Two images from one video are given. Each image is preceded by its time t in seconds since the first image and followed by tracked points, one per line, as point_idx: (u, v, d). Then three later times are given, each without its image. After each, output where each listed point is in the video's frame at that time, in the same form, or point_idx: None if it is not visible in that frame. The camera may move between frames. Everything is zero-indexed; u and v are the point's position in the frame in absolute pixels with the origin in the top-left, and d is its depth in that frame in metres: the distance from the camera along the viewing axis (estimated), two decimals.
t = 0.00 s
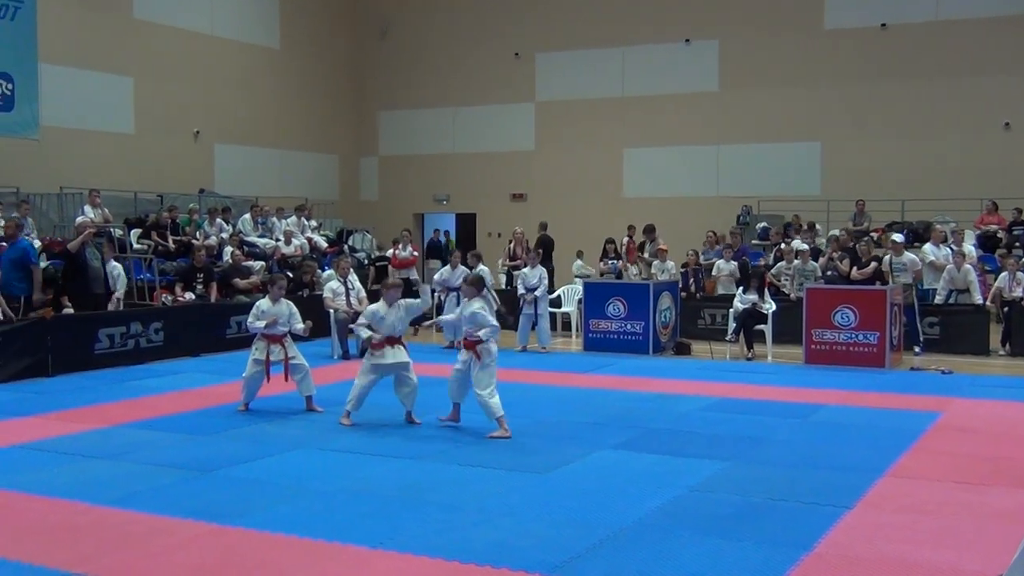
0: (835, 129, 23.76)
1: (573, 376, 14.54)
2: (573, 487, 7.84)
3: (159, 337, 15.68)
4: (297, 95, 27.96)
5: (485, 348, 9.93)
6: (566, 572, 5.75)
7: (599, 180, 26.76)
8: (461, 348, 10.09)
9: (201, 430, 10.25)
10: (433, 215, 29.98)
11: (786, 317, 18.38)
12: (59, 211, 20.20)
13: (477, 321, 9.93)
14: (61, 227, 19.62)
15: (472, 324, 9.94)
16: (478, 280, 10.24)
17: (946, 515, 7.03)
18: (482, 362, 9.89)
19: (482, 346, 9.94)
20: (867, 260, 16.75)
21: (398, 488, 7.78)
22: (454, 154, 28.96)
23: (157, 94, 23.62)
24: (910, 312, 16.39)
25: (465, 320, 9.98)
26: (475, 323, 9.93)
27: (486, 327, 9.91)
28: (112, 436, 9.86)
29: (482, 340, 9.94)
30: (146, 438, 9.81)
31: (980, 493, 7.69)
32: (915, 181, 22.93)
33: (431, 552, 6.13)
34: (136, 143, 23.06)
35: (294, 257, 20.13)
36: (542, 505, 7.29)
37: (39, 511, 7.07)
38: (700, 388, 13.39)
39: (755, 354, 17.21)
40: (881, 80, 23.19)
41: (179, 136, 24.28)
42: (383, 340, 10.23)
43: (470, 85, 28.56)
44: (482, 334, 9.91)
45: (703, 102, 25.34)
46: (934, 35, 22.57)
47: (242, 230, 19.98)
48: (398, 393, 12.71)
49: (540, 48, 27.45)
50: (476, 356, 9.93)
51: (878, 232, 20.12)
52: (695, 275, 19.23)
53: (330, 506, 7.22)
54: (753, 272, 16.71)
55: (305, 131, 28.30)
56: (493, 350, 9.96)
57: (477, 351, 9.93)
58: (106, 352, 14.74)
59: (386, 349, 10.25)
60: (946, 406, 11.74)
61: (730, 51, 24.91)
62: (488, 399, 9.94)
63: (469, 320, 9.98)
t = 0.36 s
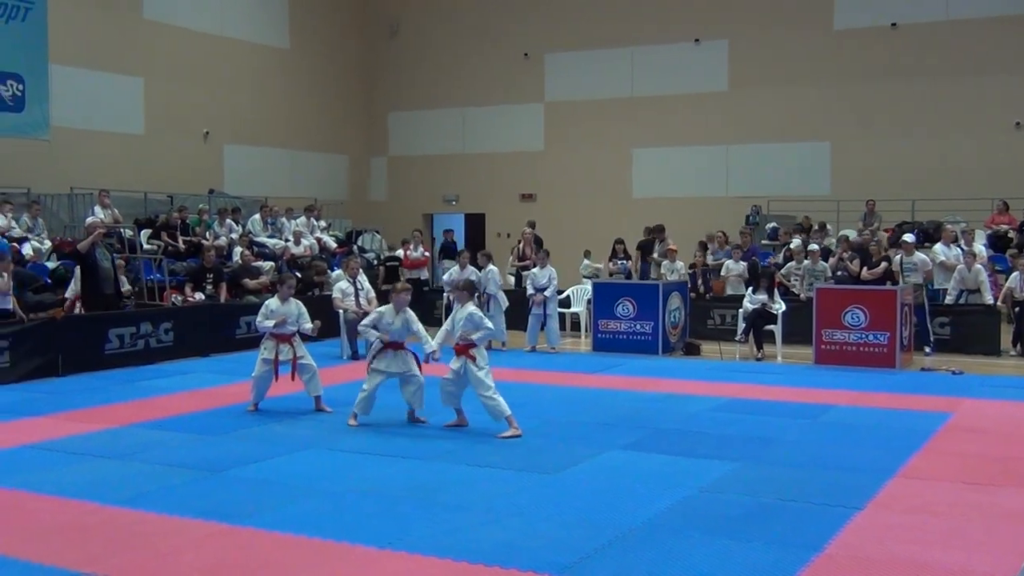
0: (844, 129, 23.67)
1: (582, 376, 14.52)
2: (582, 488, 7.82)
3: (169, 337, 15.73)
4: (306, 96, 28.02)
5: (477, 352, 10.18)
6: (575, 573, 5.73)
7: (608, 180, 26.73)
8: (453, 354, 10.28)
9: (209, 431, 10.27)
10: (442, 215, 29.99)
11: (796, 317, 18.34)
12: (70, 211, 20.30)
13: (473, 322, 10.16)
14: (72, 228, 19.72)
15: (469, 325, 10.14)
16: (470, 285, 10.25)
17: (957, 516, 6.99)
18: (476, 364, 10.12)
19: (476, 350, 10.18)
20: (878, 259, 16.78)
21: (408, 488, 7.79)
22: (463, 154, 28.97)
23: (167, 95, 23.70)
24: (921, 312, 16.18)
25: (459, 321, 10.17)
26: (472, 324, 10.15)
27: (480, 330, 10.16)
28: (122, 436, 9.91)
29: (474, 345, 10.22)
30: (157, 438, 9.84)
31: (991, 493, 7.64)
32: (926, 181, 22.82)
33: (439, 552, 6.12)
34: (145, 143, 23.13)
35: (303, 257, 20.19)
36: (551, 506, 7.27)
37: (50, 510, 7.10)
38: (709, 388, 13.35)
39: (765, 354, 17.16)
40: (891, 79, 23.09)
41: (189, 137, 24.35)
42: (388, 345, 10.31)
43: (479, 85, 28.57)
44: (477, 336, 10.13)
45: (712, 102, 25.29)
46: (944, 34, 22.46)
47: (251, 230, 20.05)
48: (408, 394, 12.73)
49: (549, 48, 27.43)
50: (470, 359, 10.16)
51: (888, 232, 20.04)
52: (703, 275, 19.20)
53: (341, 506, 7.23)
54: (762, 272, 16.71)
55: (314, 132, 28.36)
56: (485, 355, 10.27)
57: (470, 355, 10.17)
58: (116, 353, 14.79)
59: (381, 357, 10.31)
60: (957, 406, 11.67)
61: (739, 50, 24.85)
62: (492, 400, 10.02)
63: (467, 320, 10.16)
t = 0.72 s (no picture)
0: (864, 130, 23.50)
1: (600, 378, 14.47)
2: (600, 490, 7.78)
3: (187, 338, 15.81)
4: (323, 98, 28.11)
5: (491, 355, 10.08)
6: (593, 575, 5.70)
7: (625, 181, 26.66)
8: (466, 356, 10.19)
9: (227, 432, 10.29)
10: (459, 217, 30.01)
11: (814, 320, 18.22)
12: (89, 213, 20.44)
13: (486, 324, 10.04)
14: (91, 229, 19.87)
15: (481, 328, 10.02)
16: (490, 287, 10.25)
17: (978, 520, 6.91)
18: (490, 367, 10.03)
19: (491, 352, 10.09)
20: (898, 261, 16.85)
21: (426, 489, 7.78)
22: (480, 156, 28.98)
23: (186, 98, 23.84)
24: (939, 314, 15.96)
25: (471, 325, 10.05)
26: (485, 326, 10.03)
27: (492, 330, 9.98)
28: (140, 436, 9.96)
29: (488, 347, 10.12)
30: (176, 439, 9.89)
31: (1014, 498, 7.54)
32: (946, 182, 22.62)
33: (457, 553, 6.11)
34: (164, 145, 23.28)
35: (321, 258, 20.26)
36: (569, 508, 7.24)
37: (70, 510, 7.14)
38: (727, 391, 13.28)
39: (783, 356, 17.06)
40: (911, 79, 22.91)
41: (207, 139, 24.48)
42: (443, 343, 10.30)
43: (496, 87, 28.57)
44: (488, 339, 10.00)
45: (730, 104, 25.18)
46: (965, 34, 22.27)
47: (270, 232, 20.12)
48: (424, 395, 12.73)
49: (566, 49, 27.39)
50: (483, 362, 10.06)
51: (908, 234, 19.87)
52: (720, 277, 19.08)
53: (359, 507, 7.23)
54: (780, 274, 16.65)
55: (332, 134, 28.45)
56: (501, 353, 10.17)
57: (483, 357, 10.08)
58: (135, 354, 14.87)
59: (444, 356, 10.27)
60: (978, 410, 11.55)
61: (757, 52, 24.72)
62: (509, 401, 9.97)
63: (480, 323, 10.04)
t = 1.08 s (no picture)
0: (889, 134, 23.29)
1: (622, 383, 14.42)
2: (623, 495, 7.75)
3: (211, 342, 15.94)
4: (347, 103, 28.27)
5: (524, 356, 10.02)
6: None
7: (648, 185, 26.58)
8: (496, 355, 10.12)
9: (251, 435, 10.37)
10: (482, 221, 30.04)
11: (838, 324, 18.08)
12: (115, 217, 20.65)
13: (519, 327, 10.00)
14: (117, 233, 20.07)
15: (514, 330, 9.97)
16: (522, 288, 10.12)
17: (1004, 527, 6.81)
18: (523, 369, 9.95)
19: (524, 353, 10.02)
20: (923, 266, 16.73)
21: (446, 494, 7.79)
22: (502, 160, 29.01)
23: (211, 103, 24.06)
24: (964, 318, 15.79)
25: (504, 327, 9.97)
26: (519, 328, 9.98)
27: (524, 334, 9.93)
28: (164, 439, 10.05)
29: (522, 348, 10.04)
30: (200, 442, 9.96)
31: None
32: (972, 186, 22.38)
33: (478, 558, 6.11)
34: (190, 150, 23.49)
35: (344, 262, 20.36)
36: (590, 513, 7.22)
37: (94, 513, 7.21)
38: (750, 396, 13.20)
39: (806, 361, 16.93)
40: (937, 82, 22.70)
41: (232, 143, 24.68)
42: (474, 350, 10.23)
43: (518, 92, 28.61)
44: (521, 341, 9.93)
45: (753, 107, 25.05)
46: (992, 37, 22.05)
47: (293, 236, 20.25)
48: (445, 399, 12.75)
49: (589, 53, 27.37)
50: (517, 363, 9.98)
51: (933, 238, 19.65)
52: (742, 281, 19.05)
53: (381, 511, 7.25)
54: (805, 277, 16.45)
55: (355, 138, 28.60)
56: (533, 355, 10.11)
57: (517, 359, 9.99)
58: (159, 357, 15.00)
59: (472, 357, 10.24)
60: (1005, 416, 11.40)
61: (782, 55, 24.58)
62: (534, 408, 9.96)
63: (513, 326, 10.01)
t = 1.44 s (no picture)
0: (908, 138, 23.13)
1: (640, 388, 14.38)
2: (640, 499, 7.73)
3: (229, 346, 16.04)
4: (364, 108, 28.39)
5: (570, 356, 9.88)
6: None
7: (665, 189, 26.52)
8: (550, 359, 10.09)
9: (269, 439, 10.43)
10: (499, 225, 30.06)
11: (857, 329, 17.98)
12: (134, 222, 20.82)
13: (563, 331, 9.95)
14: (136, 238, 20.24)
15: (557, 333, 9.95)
16: (568, 294, 10.14)
17: None
18: (561, 371, 9.82)
19: (569, 354, 9.89)
20: (942, 270, 16.81)
21: (462, 498, 7.80)
22: (519, 164, 29.04)
23: (229, 108, 24.22)
24: (985, 323, 16.02)
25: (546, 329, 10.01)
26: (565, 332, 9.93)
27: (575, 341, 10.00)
28: (183, 443, 10.11)
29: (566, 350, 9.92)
30: (217, 446, 10.02)
31: None
32: (992, 190, 22.18)
33: (495, 562, 6.11)
34: (208, 155, 23.65)
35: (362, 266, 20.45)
36: (606, 517, 7.21)
37: (113, 516, 7.26)
38: (768, 401, 13.14)
39: (825, 366, 16.83)
40: (957, 85, 22.53)
41: (250, 149, 24.84)
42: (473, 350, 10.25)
43: (535, 96, 28.64)
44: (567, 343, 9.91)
45: (771, 111, 24.96)
46: (1012, 39, 21.88)
47: (311, 240, 20.36)
48: (462, 404, 12.77)
49: (606, 58, 27.37)
50: (558, 365, 9.85)
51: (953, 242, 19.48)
52: (761, 286, 18.95)
53: (397, 515, 7.27)
54: (824, 280, 16.26)
55: (373, 143, 28.71)
56: (581, 357, 9.91)
57: (560, 361, 9.87)
58: (178, 361, 15.11)
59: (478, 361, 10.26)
60: None
61: (799, 58, 24.49)
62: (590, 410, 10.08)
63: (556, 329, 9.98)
